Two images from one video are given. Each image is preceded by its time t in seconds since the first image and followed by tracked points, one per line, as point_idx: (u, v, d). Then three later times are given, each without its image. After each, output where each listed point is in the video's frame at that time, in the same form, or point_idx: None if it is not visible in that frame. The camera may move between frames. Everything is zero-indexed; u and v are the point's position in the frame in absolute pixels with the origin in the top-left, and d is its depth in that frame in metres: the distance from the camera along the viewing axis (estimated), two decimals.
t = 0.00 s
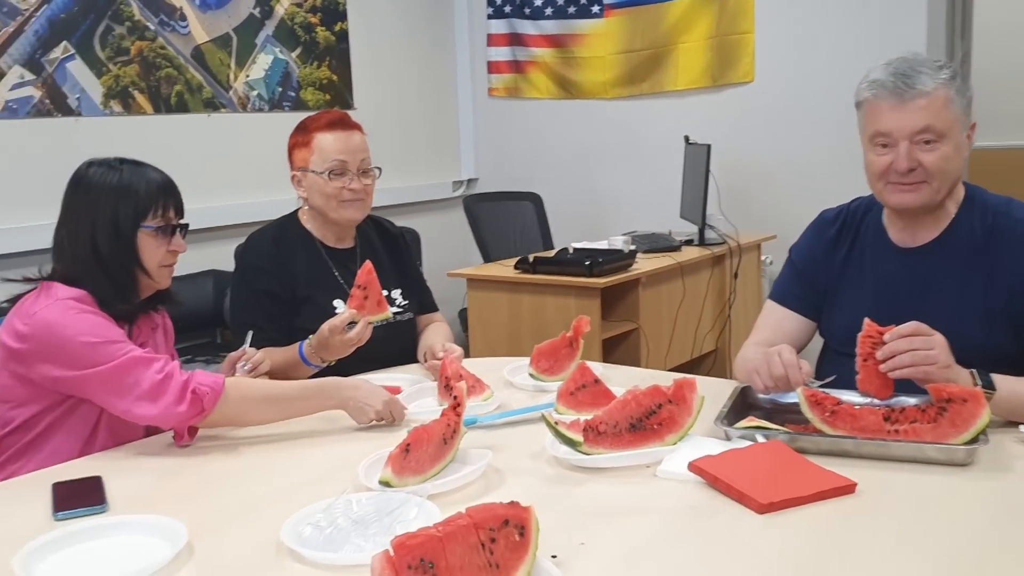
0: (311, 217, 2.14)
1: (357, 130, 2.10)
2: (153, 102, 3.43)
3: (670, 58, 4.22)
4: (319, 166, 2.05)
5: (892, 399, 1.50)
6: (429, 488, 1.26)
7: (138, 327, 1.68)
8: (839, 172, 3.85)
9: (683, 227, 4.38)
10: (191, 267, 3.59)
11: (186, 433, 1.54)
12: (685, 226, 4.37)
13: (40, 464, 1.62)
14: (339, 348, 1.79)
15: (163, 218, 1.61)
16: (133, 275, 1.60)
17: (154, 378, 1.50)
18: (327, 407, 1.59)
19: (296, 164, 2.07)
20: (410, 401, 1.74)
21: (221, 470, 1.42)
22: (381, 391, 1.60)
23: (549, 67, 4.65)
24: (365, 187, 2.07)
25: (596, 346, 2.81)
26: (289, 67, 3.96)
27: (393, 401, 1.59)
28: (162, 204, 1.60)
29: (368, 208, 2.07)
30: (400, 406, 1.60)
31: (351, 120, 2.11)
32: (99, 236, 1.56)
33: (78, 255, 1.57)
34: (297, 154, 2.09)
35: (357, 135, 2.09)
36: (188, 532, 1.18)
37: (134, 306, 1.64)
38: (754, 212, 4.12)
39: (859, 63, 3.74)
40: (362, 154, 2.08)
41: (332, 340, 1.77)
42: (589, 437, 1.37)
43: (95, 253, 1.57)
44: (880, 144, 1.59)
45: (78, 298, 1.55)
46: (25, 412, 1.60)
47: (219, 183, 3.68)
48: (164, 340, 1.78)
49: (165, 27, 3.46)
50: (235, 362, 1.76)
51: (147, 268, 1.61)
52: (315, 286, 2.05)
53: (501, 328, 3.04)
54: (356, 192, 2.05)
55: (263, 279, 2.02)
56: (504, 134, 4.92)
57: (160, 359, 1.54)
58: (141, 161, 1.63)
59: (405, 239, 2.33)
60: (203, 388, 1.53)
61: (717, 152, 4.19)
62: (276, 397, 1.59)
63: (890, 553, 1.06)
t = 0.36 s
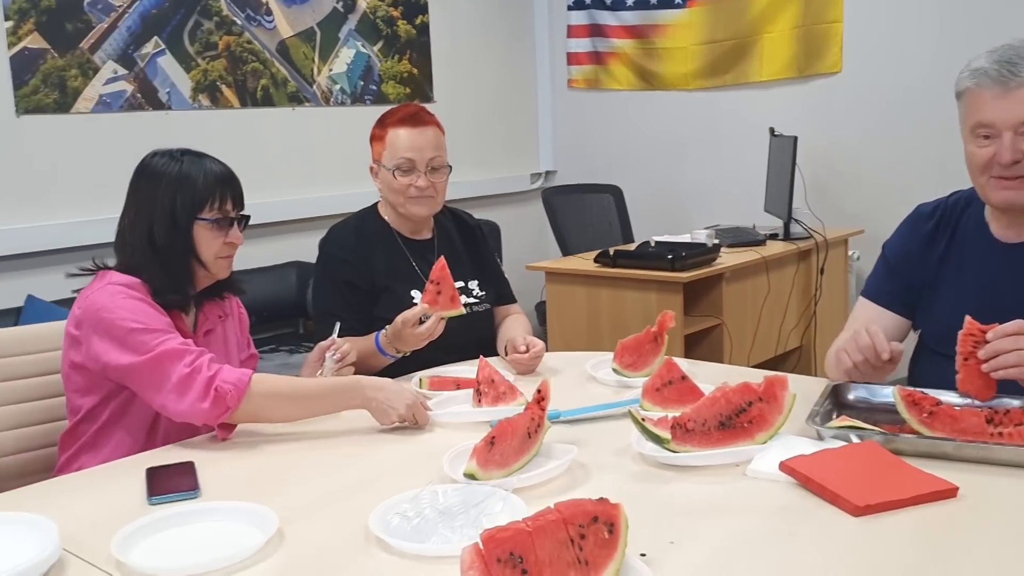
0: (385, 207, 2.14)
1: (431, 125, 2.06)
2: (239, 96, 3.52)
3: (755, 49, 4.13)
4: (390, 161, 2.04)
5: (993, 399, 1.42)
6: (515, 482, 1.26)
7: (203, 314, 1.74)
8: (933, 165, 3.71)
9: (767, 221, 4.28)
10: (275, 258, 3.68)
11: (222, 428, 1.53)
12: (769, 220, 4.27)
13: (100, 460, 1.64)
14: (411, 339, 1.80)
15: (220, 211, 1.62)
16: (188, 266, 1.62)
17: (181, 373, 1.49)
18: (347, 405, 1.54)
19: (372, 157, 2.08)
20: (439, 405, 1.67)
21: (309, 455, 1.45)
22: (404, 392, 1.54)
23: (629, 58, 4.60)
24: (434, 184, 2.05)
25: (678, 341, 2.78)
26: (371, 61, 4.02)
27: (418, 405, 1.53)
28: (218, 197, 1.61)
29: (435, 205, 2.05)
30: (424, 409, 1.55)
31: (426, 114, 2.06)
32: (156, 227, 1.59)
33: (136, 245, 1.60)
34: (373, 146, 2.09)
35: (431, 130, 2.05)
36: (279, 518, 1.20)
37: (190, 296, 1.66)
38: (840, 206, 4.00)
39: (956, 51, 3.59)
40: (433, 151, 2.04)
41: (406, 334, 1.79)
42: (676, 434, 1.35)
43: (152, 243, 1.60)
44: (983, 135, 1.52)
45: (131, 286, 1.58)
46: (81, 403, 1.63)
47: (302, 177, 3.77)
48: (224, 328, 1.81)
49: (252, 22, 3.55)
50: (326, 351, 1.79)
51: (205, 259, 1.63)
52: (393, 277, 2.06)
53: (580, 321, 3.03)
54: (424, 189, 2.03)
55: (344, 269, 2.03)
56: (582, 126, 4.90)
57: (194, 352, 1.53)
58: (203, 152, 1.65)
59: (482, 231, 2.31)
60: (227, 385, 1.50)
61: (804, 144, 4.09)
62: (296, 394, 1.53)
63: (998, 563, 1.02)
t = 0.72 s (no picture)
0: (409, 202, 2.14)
1: (453, 124, 2.03)
2: (260, 89, 3.53)
3: (777, 44, 4.07)
4: (411, 160, 2.03)
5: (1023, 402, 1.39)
6: (536, 486, 1.26)
7: (203, 308, 1.73)
8: (961, 162, 3.65)
9: (790, 219, 4.23)
10: (295, 252, 3.69)
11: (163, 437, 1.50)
12: (793, 218, 4.22)
13: (89, 463, 1.65)
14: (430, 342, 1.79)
15: (204, 211, 1.59)
16: (169, 266, 1.59)
17: (113, 371, 1.45)
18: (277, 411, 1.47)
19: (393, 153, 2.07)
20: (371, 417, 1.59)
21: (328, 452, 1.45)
22: (335, 401, 1.46)
23: (652, 53, 4.55)
24: (456, 183, 2.03)
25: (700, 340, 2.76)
26: (392, 55, 4.00)
27: (348, 414, 1.44)
28: (199, 195, 1.58)
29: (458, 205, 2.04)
30: (354, 420, 1.46)
31: (447, 112, 2.04)
32: (137, 225, 1.58)
33: (120, 243, 1.60)
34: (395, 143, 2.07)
35: (452, 128, 2.03)
36: (295, 519, 1.20)
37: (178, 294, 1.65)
38: (865, 203, 3.95)
39: (985, 46, 3.53)
40: (452, 151, 2.01)
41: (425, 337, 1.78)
42: (700, 436, 1.33)
43: (134, 242, 1.59)
44: (992, 148, 1.52)
45: (113, 276, 1.57)
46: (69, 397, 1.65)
47: (323, 170, 3.77)
48: (227, 325, 1.78)
49: (273, 15, 3.55)
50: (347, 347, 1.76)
51: (189, 258, 1.60)
52: (411, 272, 2.05)
53: (601, 319, 3.02)
54: (445, 189, 2.02)
55: (362, 264, 2.03)
56: (603, 121, 4.88)
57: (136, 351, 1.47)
58: (193, 148, 1.63)
59: (502, 226, 2.30)
60: (149, 389, 1.43)
61: (829, 141, 4.04)
62: (220, 401, 1.45)
63: None
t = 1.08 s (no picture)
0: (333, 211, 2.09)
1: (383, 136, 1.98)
2: (186, 90, 3.42)
3: (711, 54, 4.10)
4: (334, 169, 1.97)
5: (942, 419, 1.40)
6: (450, 512, 1.23)
7: (104, 321, 1.65)
8: (886, 172, 3.72)
9: (721, 226, 4.28)
10: (218, 258, 3.59)
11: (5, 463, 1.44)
12: (723, 225, 4.27)
13: None
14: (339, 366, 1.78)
15: (88, 222, 1.50)
16: (56, 280, 1.51)
17: None
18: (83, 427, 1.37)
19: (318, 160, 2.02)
20: (176, 457, 1.46)
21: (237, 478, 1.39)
22: (151, 422, 1.35)
23: (587, 61, 4.56)
24: (379, 196, 1.98)
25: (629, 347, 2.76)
26: (324, 56, 3.93)
27: (159, 437, 1.33)
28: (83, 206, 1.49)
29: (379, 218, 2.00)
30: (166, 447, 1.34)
31: (376, 124, 1.99)
32: (20, 234, 1.50)
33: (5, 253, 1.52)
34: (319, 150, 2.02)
35: (379, 139, 1.97)
36: (193, 551, 1.14)
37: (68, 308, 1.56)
38: (794, 211, 4.01)
39: (910, 58, 3.60)
40: (379, 164, 1.96)
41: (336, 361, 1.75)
42: (620, 457, 1.31)
43: (17, 252, 1.51)
44: (898, 165, 1.54)
45: None
46: None
47: (249, 174, 3.67)
48: (132, 340, 1.70)
49: (200, 14, 3.44)
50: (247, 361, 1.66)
51: (74, 272, 1.50)
52: (333, 283, 2.00)
53: (534, 329, 2.99)
54: (368, 202, 1.97)
55: (279, 276, 1.98)
56: (539, 126, 4.86)
57: None
58: (87, 154, 1.54)
59: (433, 234, 2.26)
60: None
61: (756, 150, 4.09)
62: (32, 420, 1.37)
63: None
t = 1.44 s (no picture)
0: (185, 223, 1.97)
1: (242, 141, 1.88)
2: (33, 88, 3.21)
3: (584, 62, 4.18)
4: (189, 176, 1.86)
5: (793, 427, 1.45)
6: (293, 540, 1.18)
7: None
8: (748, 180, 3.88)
9: (594, 233, 4.36)
10: (67, 268, 3.37)
11: None
12: (597, 232, 4.35)
13: None
14: (187, 388, 1.70)
15: None
16: None
17: None
18: None
19: (169, 165, 1.89)
20: None
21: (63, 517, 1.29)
22: None
23: (462, 66, 4.58)
24: (238, 205, 1.90)
25: (501, 355, 2.82)
26: (186, 56, 3.79)
27: None
28: None
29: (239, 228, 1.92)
30: None
31: (235, 129, 1.88)
32: None
33: None
34: (172, 155, 1.88)
35: (240, 145, 1.88)
36: None
37: None
38: (663, 218, 4.12)
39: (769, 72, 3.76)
40: (240, 172, 1.87)
41: (184, 374, 1.67)
42: (476, 475, 1.29)
43: None
44: (765, 182, 1.56)
45: None
46: None
47: (101, 178, 3.47)
48: None
49: (48, 9, 3.25)
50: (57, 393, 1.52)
51: None
52: (183, 298, 1.94)
53: (404, 338, 3.03)
54: (226, 211, 1.88)
55: (123, 288, 1.87)
56: (414, 131, 4.83)
57: None
58: None
59: (294, 245, 2.20)
60: None
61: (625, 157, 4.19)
62: None
63: None
